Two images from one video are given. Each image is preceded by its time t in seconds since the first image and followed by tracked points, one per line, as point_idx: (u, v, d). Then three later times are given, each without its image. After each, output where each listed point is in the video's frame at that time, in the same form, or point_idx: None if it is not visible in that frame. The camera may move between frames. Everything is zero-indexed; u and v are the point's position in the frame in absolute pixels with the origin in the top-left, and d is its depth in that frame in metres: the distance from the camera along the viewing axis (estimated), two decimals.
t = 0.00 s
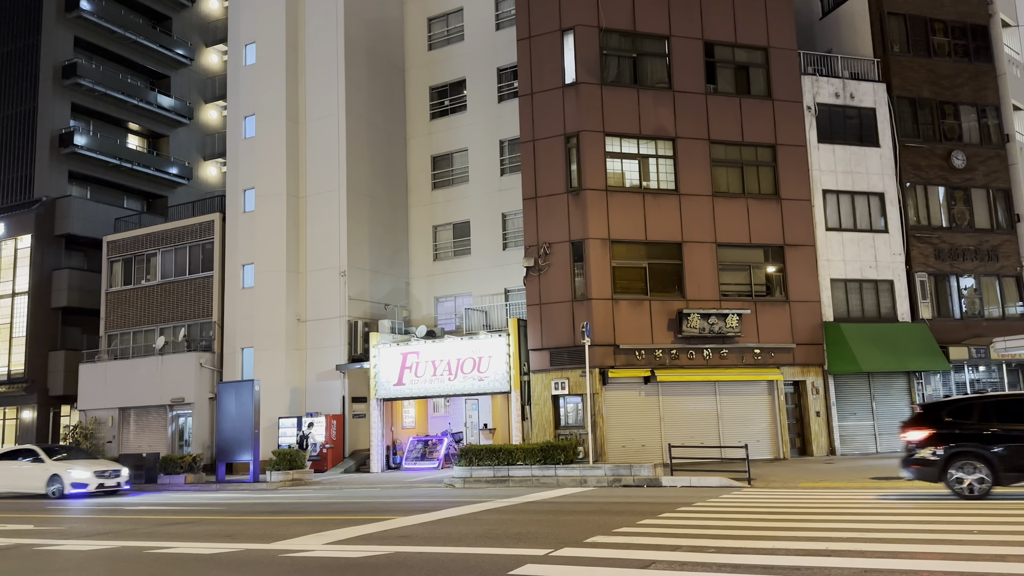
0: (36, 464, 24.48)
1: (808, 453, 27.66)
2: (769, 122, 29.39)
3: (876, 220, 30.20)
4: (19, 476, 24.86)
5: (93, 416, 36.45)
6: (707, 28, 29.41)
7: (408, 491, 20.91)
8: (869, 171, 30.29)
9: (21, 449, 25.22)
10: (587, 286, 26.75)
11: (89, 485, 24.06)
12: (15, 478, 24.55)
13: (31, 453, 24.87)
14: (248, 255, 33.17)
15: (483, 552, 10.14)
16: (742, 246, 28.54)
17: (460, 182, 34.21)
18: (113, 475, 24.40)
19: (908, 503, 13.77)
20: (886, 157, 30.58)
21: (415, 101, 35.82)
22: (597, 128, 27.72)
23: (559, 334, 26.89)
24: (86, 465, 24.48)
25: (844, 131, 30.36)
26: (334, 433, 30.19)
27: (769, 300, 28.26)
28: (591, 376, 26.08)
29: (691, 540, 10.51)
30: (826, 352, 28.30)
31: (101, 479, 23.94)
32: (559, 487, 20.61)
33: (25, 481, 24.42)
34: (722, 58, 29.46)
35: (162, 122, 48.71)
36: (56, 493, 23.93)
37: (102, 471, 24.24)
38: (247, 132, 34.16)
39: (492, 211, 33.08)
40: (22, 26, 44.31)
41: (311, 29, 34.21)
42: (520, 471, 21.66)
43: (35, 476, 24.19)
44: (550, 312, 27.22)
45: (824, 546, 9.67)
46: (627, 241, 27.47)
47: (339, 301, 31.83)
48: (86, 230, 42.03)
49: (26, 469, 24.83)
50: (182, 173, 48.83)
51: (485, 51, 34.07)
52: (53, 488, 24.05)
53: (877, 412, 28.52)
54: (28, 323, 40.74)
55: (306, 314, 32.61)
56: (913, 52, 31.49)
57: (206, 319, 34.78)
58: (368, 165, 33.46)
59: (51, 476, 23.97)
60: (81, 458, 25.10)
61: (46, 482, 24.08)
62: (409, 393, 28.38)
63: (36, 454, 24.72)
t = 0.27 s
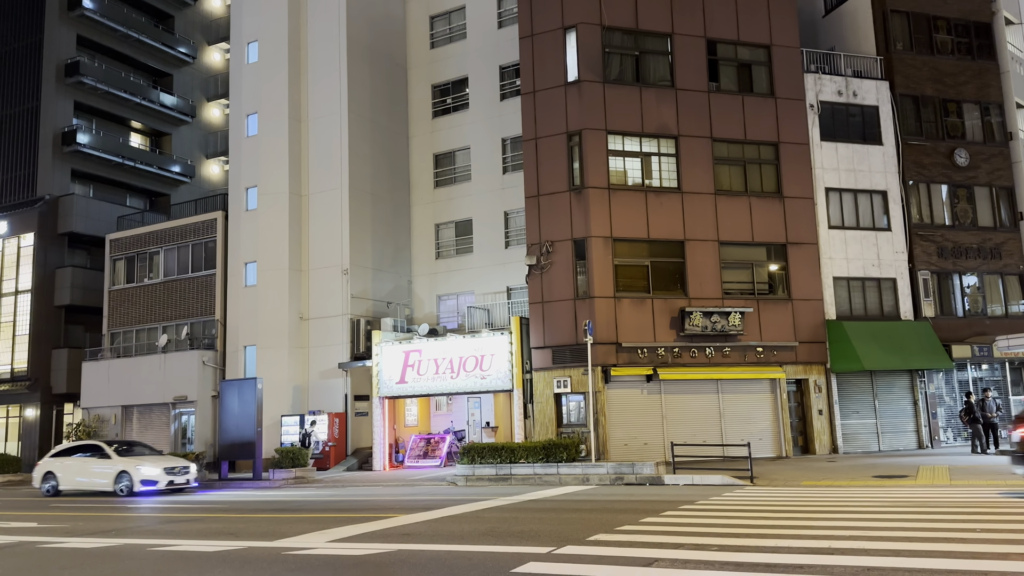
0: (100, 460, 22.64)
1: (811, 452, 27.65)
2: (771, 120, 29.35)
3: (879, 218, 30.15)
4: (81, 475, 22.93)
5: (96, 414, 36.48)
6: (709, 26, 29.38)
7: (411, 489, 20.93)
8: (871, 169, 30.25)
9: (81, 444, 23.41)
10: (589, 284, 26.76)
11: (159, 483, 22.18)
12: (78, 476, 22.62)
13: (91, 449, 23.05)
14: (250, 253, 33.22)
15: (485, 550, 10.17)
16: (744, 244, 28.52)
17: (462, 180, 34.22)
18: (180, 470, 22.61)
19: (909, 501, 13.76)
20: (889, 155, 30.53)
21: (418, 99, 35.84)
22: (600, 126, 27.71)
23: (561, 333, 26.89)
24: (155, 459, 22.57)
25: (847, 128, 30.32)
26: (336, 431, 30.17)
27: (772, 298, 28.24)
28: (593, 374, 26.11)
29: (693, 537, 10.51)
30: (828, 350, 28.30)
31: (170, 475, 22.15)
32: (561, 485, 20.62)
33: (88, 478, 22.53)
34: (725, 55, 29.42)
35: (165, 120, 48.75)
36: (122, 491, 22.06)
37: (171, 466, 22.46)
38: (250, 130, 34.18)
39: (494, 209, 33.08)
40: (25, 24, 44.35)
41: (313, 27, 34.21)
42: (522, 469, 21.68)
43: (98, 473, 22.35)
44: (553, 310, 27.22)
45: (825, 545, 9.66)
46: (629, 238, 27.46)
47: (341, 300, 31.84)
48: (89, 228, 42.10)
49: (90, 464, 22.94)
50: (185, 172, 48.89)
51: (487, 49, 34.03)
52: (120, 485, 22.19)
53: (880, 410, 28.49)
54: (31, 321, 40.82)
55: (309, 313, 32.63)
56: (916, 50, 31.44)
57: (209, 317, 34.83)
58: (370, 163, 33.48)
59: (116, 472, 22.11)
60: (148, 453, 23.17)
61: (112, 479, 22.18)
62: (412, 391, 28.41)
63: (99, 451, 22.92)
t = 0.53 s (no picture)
0: (172, 455, 21.55)
1: (813, 449, 27.63)
2: (773, 118, 29.31)
3: (881, 215, 30.10)
4: (151, 471, 21.83)
5: (98, 411, 36.54)
6: (711, 23, 29.34)
7: (413, 486, 20.96)
8: (873, 166, 30.21)
9: (149, 439, 22.30)
10: (591, 281, 26.75)
11: (233, 480, 21.05)
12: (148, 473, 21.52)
13: (160, 445, 21.90)
14: (252, 251, 33.26)
15: (487, 547, 10.16)
16: (746, 242, 28.50)
17: (464, 178, 34.22)
18: (255, 467, 21.42)
19: (911, 499, 13.77)
20: (891, 152, 30.49)
21: (420, 96, 35.82)
22: (601, 124, 27.69)
23: (563, 330, 26.90)
24: (228, 455, 21.47)
25: (849, 126, 30.28)
26: (338, 428, 30.04)
27: (774, 296, 28.22)
28: (595, 372, 26.10)
29: (695, 535, 10.52)
30: (831, 348, 28.30)
31: (246, 473, 20.96)
32: (563, 483, 20.61)
33: (158, 475, 21.40)
34: (727, 53, 29.38)
35: (168, 118, 48.78)
36: (195, 488, 20.96)
37: (245, 462, 21.22)
38: (252, 128, 34.20)
39: (496, 207, 33.08)
40: (26, 22, 44.40)
41: (315, 25, 34.21)
42: (524, 466, 21.69)
43: (169, 470, 21.22)
44: (554, 308, 27.23)
45: (828, 542, 9.66)
46: (630, 236, 27.45)
47: (343, 297, 31.83)
48: (92, 226, 42.17)
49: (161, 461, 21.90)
50: (187, 170, 48.90)
51: (489, 47, 34.00)
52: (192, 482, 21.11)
53: (882, 408, 28.47)
54: (33, 319, 40.89)
55: (310, 310, 32.63)
56: (918, 47, 31.38)
57: (211, 315, 34.86)
58: (372, 161, 33.47)
59: (189, 468, 21.02)
60: (218, 449, 22.05)
61: (184, 476, 21.05)
62: (413, 388, 28.41)
63: (169, 445, 21.83)
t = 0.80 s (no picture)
0: (247, 452, 20.64)
1: (814, 447, 27.61)
2: (775, 115, 29.28)
3: (883, 213, 30.05)
4: (225, 468, 20.93)
5: (100, 408, 36.58)
6: (713, 21, 29.30)
7: (414, 484, 20.98)
8: (875, 164, 30.16)
9: (219, 435, 21.50)
10: (592, 279, 26.74)
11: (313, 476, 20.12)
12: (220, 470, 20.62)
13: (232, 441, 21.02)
14: (254, 249, 33.28)
15: (489, 544, 10.15)
16: (747, 240, 28.47)
17: (465, 175, 34.21)
18: (333, 464, 20.47)
19: (912, 497, 13.78)
20: (893, 149, 30.44)
21: (421, 94, 35.80)
22: (603, 121, 27.65)
23: (564, 328, 26.90)
24: (307, 450, 20.52)
25: (851, 123, 30.24)
26: (340, 425, 30.19)
27: (775, 294, 28.19)
28: (596, 369, 26.07)
29: (697, 532, 10.52)
30: (832, 345, 28.27)
31: (326, 469, 20.05)
32: (564, 480, 20.60)
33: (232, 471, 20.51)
34: (729, 50, 29.34)
35: (169, 116, 48.74)
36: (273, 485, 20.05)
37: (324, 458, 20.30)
38: (253, 126, 34.20)
39: (497, 204, 33.06)
40: (28, 20, 44.38)
41: (316, 22, 34.18)
42: (526, 464, 21.67)
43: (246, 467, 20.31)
44: (556, 306, 27.24)
45: (829, 540, 9.66)
46: (632, 234, 27.43)
47: (344, 295, 31.84)
48: (93, 224, 42.20)
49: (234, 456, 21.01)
50: (188, 167, 48.87)
51: (490, 44, 33.97)
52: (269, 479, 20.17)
53: (883, 406, 28.45)
54: (35, 317, 40.93)
55: (312, 308, 32.63)
56: (920, 44, 31.34)
57: (212, 312, 34.86)
58: (373, 158, 33.46)
59: (267, 464, 20.11)
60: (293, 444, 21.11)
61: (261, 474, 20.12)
62: (414, 386, 28.41)
63: (243, 441, 20.92)
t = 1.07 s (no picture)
0: (324, 446, 19.67)
1: (814, 444, 27.62)
2: (776, 112, 29.25)
3: (884, 210, 30.00)
4: (301, 464, 19.92)
5: (101, 406, 36.63)
6: (714, 18, 29.26)
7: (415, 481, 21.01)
8: (876, 161, 30.12)
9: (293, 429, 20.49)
10: (593, 276, 26.74)
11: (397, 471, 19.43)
12: (297, 466, 19.61)
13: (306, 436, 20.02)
14: (254, 246, 33.29)
15: (490, 541, 10.16)
16: (748, 237, 28.46)
17: (466, 172, 34.19)
18: (416, 459, 19.66)
19: (912, 494, 13.78)
20: (894, 147, 30.40)
21: (422, 91, 35.79)
22: (603, 118, 27.62)
23: (565, 325, 26.93)
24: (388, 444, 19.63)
25: (852, 120, 30.20)
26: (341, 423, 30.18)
27: (776, 291, 28.18)
28: (597, 367, 26.07)
29: (697, 529, 10.53)
30: (834, 342, 28.25)
31: (411, 464, 19.24)
32: (565, 477, 20.61)
33: (309, 466, 19.52)
34: (729, 47, 29.31)
35: (169, 113, 48.81)
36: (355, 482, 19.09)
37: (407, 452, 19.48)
38: (254, 123, 34.18)
39: (498, 202, 33.05)
40: (29, 17, 44.35)
41: (317, 19, 34.15)
42: (527, 461, 21.65)
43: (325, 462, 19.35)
44: (556, 303, 27.24)
45: (829, 536, 9.67)
46: (633, 231, 27.41)
47: (345, 292, 31.85)
48: (94, 221, 42.22)
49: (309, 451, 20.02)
50: (189, 164, 48.87)
51: (491, 41, 33.94)
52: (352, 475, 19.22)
53: (884, 403, 28.44)
54: (36, 314, 40.97)
55: (312, 305, 32.63)
56: (922, 41, 31.30)
57: (213, 310, 34.87)
58: (374, 156, 33.44)
59: (350, 459, 19.15)
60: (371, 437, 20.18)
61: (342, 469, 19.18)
62: (415, 383, 28.41)
63: (320, 435, 19.95)
